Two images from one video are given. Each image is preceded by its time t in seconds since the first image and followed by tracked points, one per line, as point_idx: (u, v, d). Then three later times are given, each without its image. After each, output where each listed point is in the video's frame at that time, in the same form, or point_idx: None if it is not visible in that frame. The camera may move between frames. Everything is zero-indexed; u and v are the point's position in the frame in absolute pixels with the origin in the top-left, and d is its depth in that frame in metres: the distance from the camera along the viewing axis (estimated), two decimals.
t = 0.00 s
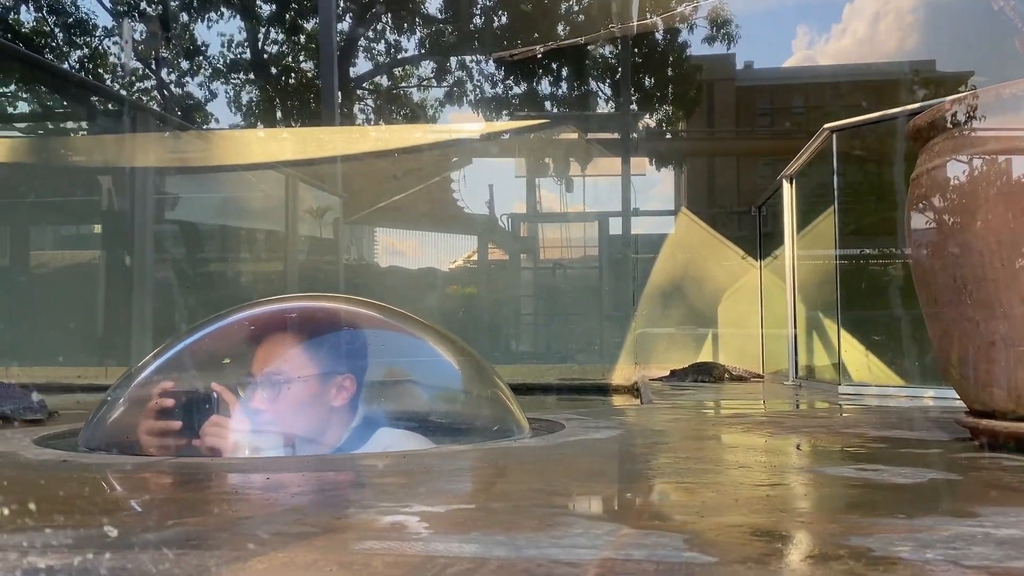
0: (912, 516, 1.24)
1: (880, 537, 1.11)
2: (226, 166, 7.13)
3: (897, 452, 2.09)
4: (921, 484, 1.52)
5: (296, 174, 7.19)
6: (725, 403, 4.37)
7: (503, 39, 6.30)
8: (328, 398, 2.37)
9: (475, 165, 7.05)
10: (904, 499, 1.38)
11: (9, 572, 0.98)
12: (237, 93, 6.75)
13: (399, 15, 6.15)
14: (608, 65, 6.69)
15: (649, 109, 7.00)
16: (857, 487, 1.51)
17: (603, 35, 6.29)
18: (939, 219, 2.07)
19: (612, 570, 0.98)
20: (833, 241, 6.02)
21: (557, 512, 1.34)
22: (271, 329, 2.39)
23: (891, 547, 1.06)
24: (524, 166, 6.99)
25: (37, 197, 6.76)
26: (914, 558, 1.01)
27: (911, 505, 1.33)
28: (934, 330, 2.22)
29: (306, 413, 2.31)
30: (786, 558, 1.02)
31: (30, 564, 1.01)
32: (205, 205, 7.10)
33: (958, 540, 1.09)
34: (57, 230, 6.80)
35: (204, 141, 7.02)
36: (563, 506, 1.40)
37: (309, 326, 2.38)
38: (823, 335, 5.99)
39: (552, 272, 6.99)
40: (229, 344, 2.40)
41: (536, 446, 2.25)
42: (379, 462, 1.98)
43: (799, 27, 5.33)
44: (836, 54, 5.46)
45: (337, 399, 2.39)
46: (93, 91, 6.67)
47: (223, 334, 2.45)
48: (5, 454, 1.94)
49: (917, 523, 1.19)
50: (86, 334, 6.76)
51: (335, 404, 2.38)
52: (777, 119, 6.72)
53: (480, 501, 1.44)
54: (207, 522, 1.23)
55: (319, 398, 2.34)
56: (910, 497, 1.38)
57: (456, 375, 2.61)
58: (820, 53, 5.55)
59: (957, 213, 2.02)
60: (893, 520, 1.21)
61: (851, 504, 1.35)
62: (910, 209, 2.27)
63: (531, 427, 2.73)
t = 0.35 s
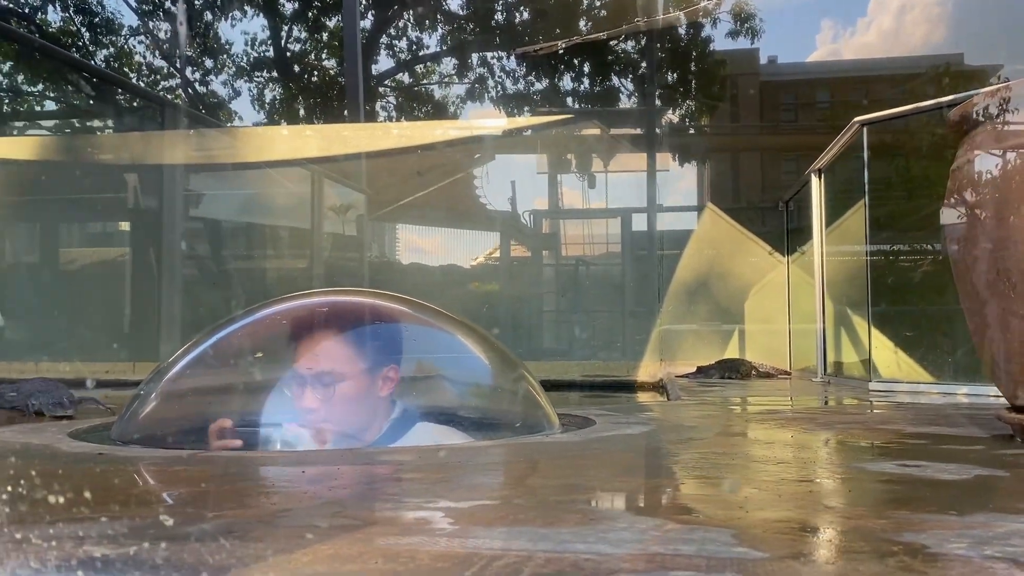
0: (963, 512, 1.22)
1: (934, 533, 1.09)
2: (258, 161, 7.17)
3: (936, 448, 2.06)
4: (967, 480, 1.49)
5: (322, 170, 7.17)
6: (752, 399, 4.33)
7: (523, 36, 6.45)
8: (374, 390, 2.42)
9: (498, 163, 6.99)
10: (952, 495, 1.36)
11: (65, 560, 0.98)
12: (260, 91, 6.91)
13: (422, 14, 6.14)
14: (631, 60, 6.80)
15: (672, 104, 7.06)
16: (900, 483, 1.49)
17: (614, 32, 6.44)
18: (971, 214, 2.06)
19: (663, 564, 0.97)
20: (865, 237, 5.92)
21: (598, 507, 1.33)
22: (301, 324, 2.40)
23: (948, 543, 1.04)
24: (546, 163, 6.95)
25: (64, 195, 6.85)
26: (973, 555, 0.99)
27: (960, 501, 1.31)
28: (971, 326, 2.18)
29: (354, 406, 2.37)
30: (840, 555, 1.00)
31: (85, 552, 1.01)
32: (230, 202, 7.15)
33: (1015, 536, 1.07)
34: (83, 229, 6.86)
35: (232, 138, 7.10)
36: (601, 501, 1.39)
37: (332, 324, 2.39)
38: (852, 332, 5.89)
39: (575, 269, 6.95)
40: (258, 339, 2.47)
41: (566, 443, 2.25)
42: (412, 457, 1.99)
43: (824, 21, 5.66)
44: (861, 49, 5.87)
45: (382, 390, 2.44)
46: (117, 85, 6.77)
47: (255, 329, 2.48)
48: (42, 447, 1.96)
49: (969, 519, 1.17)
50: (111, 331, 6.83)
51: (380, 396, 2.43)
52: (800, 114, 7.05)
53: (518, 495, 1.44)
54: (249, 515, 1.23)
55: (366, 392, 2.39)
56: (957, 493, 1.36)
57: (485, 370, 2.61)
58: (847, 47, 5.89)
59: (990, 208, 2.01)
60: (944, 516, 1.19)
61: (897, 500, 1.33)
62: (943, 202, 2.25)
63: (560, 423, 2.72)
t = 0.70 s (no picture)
0: (1005, 504, 1.20)
1: (976, 524, 1.08)
2: (285, 161, 7.31)
3: (973, 442, 2.03)
4: (1008, 474, 1.47)
5: (351, 169, 7.32)
6: (784, 395, 4.29)
7: (550, 34, 6.40)
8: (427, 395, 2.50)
9: (525, 160, 7.07)
10: (993, 488, 1.34)
11: (118, 539, 1.01)
12: (289, 91, 6.90)
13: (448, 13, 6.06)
14: (658, 56, 6.84)
15: (700, 101, 7.00)
16: (938, 476, 1.47)
17: (638, 27, 6.45)
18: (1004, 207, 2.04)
19: (701, 553, 0.97)
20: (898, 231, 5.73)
21: (633, 499, 1.33)
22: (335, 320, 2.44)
23: (991, 535, 1.03)
24: (573, 161, 6.98)
25: (100, 196, 6.92)
26: (1019, 546, 0.97)
27: (1002, 493, 1.29)
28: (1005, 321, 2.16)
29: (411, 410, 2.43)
30: (882, 544, 0.99)
31: (137, 533, 1.03)
32: (262, 202, 7.29)
33: None
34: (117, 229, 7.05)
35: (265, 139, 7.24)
36: (637, 494, 1.39)
37: (363, 321, 2.46)
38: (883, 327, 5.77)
39: (603, 266, 6.98)
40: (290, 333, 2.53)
41: (597, 438, 2.25)
42: (444, 451, 2.00)
43: (854, 16, 5.69)
44: (891, 43, 5.91)
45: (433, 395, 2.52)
46: (150, 86, 6.76)
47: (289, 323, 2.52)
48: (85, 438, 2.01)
49: (1012, 511, 1.15)
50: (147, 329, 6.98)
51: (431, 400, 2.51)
52: (832, 108, 6.94)
53: (555, 488, 1.45)
54: (289, 502, 1.25)
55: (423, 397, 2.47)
56: (1000, 487, 1.34)
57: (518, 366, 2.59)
58: (877, 41, 5.94)
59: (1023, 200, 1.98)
60: (985, 508, 1.18)
61: (937, 492, 1.31)
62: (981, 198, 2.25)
63: (592, 419, 2.70)
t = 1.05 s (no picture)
0: None
1: (1008, 527, 1.06)
2: (319, 164, 7.43)
3: (1010, 443, 1.98)
4: None
5: (383, 172, 7.38)
6: (818, 396, 4.22)
7: (583, 33, 6.35)
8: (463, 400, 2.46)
9: (556, 161, 7.04)
10: None
11: (158, 539, 1.00)
12: (322, 95, 7.15)
13: (480, 17, 6.25)
14: (690, 55, 6.79)
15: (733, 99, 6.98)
16: (972, 478, 1.44)
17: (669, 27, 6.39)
18: None
19: (727, 554, 0.97)
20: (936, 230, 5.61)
21: (661, 501, 1.33)
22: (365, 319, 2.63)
23: (1023, 536, 1.01)
24: (605, 161, 6.94)
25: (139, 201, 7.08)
26: None
27: None
28: None
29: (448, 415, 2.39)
30: (912, 547, 0.98)
31: (176, 534, 1.02)
32: (296, 205, 7.38)
33: None
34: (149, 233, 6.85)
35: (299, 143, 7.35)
36: (664, 496, 1.38)
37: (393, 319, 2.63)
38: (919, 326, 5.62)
39: (635, 266, 6.92)
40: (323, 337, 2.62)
41: (626, 439, 2.25)
42: (475, 452, 2.02)
43: (891, 11, 5.65)
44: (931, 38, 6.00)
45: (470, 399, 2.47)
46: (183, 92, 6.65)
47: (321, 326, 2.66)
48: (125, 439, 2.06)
49: None
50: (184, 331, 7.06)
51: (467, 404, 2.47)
52: (867, 107, 6.92)
53: (583, 489, 1.45)
54: (321, 504, 1.27)
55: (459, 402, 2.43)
56: None
57: (548, 367, 2.64)
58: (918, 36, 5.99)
59: None
60: (1018, 510, 1.15)
61: (969, 494, 1.29)
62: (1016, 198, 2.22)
63: (622, 420, 2.72)
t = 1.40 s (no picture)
0: None
1: None
2: (356, 170, 7.41)
3: None
4: None
5: (417, 176, 7.45)
6: (858, 396, 4.15)
7: (613, 31, 6.27)
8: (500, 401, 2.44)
9: (590, 161, 7.07)
10: None
11: (205, 543, 1.03)
12: (357, 100, 7.08)
13: (512, 17, 6.11)
14: (724, 51, 6.64)
15: (769, 96, 6.94)
16: (1015, 480, 1.41)
17: (704, 24, 6.26)
18: None
19: (763, 557, 0.96)
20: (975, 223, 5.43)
21: (696, 505, 1.33)
22: (403, 321, 2.78)
23: None
24: (639, 159, 6.96)
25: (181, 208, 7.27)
26: None
27: None
28: None
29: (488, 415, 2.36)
30: (953, 550, 0.96)
31: (223, 538, 1.05)
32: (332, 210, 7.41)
33: None
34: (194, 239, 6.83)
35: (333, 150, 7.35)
36: (701, 499, 1.38)
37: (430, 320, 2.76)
38: (964, 326, 5.53)
39: (671, 266, 6.88)
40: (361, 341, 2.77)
41: (661, 442, 2.24)
42: (511, 455, 2.03)
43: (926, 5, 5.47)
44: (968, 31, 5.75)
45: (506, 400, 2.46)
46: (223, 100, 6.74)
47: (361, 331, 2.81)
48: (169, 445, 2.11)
49: None
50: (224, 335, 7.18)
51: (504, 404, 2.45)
52: (905, 100, 6.76)
53: (619, 492, 1.46)
54: (359, 507, 1.29)
55: (497, 402, 2.41)
56: None
57: (583, 370, 2.67)
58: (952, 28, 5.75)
59: None
60: None
61: (1013, 497, 1.26)
62: None
63: (659, 421, 2.71)
